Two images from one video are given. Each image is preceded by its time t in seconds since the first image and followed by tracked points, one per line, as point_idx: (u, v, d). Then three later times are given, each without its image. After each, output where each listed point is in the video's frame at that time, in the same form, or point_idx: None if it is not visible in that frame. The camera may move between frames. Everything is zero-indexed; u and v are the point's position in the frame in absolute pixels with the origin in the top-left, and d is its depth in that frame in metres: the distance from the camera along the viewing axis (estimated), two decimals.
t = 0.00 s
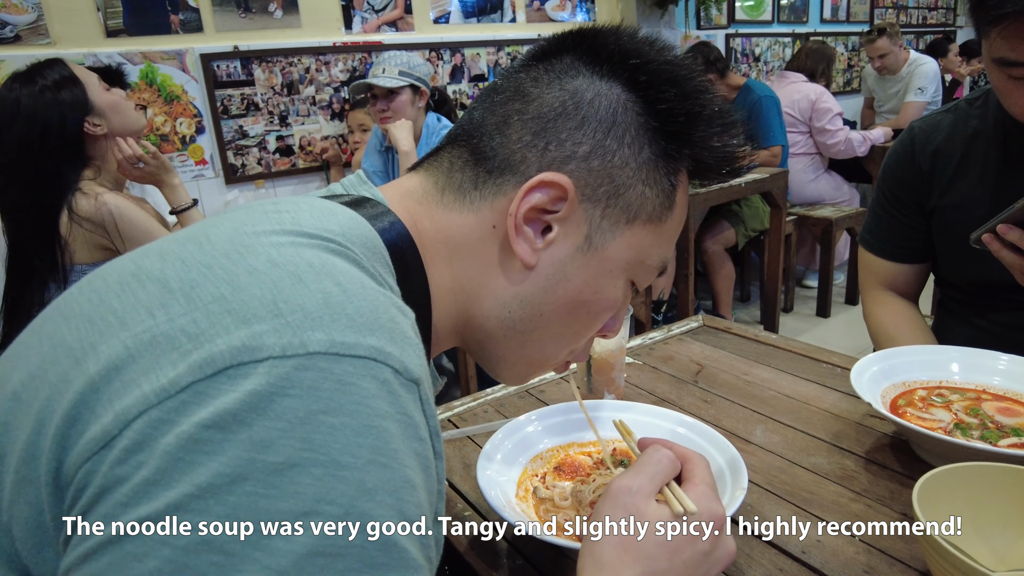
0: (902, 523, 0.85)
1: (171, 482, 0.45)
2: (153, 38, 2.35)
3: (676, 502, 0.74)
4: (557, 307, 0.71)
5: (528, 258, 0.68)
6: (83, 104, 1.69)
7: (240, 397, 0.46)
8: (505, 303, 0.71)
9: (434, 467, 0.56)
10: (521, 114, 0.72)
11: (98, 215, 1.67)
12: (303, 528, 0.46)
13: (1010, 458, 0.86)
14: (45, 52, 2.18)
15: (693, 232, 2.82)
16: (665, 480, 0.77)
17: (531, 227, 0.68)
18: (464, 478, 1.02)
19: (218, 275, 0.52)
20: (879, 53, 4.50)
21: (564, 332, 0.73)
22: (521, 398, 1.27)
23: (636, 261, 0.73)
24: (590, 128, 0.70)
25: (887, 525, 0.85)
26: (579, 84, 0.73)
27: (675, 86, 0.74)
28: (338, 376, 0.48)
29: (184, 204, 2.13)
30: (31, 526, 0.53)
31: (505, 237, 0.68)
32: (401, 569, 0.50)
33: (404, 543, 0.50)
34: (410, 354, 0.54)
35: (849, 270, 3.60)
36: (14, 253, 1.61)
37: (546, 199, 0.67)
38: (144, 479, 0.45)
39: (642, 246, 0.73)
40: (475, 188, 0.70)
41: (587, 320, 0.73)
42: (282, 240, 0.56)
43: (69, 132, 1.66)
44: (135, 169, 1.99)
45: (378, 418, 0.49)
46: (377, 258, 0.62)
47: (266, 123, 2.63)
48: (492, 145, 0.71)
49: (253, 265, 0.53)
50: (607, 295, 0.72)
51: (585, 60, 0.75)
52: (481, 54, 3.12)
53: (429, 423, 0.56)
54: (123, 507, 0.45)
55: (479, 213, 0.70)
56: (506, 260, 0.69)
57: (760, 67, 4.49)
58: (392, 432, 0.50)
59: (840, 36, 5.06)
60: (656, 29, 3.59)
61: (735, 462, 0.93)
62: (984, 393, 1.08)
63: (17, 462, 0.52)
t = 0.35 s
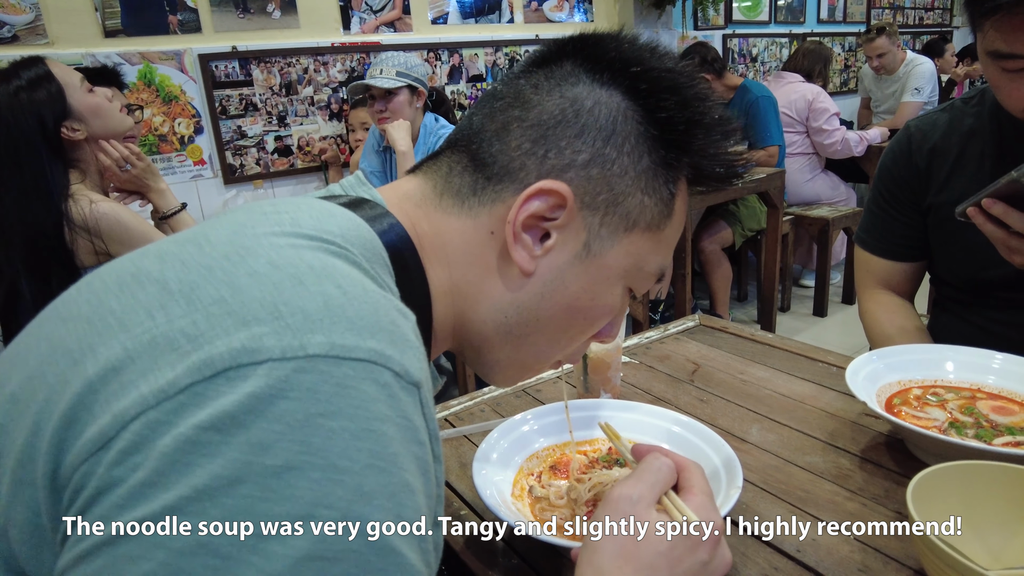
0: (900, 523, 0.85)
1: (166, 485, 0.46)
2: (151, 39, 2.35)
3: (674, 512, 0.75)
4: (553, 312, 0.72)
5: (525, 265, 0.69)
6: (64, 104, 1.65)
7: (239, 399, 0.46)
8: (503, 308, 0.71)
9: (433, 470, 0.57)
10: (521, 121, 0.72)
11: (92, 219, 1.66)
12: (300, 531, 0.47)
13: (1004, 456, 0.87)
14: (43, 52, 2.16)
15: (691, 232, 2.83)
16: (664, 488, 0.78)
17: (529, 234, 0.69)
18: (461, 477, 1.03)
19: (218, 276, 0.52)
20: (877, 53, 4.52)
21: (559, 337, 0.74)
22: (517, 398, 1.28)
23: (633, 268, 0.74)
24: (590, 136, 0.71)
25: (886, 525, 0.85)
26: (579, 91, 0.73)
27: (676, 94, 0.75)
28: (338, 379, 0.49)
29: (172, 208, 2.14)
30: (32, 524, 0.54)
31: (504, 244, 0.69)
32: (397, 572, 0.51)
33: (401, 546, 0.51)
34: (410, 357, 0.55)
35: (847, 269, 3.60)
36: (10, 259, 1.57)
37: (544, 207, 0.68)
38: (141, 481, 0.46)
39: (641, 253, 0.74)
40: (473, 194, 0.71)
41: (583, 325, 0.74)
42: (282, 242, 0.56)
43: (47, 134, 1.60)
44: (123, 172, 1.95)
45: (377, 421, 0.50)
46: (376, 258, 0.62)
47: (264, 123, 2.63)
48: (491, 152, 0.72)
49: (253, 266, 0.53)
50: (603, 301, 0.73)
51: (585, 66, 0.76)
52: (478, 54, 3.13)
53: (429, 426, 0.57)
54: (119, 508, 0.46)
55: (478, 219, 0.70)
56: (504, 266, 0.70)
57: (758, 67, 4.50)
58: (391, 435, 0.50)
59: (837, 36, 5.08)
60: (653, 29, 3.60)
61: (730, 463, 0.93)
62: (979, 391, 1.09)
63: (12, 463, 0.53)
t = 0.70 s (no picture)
0: (900, 523, 0.85)
1: (143, 492, 0.46)
2: (148, 38, 2.34)
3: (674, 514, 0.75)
4: (542, 296, 0.72)
5: (510, 247, 0.69)
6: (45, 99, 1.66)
7: (215, 404, 0.46)
8: (491, 294, 0.71)
9: (420, 468, 0.57)
10: (502, 100, 0.72)
11: (88, 220, 1.67)
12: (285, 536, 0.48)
13: (1002, 455, 0.87)
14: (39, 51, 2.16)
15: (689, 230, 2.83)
16: (671, 495, 0.77)
17: (513, 215, 0.69)
18: (457, 477, 1.03)
19: (195, 275, 0.52)
20: (877, 52, 4.51)
21: (551, 321, 0.74)
22: (515, 397, 1.28)
23: (623, 249, 0.73)
24: (571, 113, 0.70)
25: (886, 525, 0.85)
26: (560, 68, 0.73)
27: (660, 69, 0.74)
28: (317, 380, 0.49)
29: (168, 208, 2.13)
30: (26, 526, 0.54)
31: (487, 227, 0.69)
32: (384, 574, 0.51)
33: (387, 547, 0.51)
34: (394, 355, 0.54)
35: (845, 268, 3.60)
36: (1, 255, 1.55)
37: (527, 186, 0.68)
38: (117, 489, 0.46)
39: (630, 232, 0.73)
40: (455, 176, 0.71)
41: (575, 309, 0.74)
42: (260, 238, 0.55)
43: (27, 130, 1.61)
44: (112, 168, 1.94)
45: (358, 421, 0.50)
46: (358, 253, 0.62)
47: (261, 122, 2.63)
48: (472, 134, 0.71)
49: (231, 265, 0.52)
50: (594, 283, 0.73)
51: (566, 44, 0.76)
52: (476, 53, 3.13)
53: (415, 424, 0.57)
54: (94, 516, 0.46)
55: (460, 202, 0.70)
56: (489, 250, 0.70)
57: (755, 67, 4.50)
58: (374, 437, 0.50)
59: (836, 36, 5.08)
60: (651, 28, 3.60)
61: (731, 469, 0.91)
62: (977, 390, 1.09)
63: None
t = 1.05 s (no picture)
0: (900, 524, 0.84)
1: (134, 494, 0.44)
2: (143, 36, 2.32)
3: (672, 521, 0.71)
4: (537, 292, 0.70)
5: (504, 240, 0.67)
6: (48, 98, 1.66)
7: (209, 404, 0.45)
8: (485, 289, 0.69)
9: (418, 471, 0.55)
10: (496, 91, 0.71)
11: (80, 218, 1.69)
12: (277, 538, 0.45)
13: (1002, 454, 0.85)
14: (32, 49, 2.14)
15: (689, 229, 2.82)
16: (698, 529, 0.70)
17: (508, 208, 0.67)
18: (454, 478, 1.01)
19: (187, 275, 0.51)
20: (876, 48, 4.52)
21: (546, 318, 0.72)
22: (513, 398, 1.26)
23: (621, 243, 0.71)
24: (567, 104, 0.69)
25: (886, 525, 0.83)
26: (556, 58, 0.72)
27: (657, 60, 0.73)
28: (312, 380, 0.47)
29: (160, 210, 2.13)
30: (18, 525, 0.51)
31: (481, 219, 0.67)
32: None
33: (388, 552, 0.49)
34: (392, 356, 0.53)
35: (846, 268, 3.58)
36: None
37: (522, 177, 0.66)
38: (108, 491, 0.44)
39: (627, 227, 0.71)
40: (449, 170, 0.70)
41: (571, 306, 0.72)
42: (255, 235, 0.55)
43: (24, 124, 1.62)
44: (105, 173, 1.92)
45: (354, 422, 0.48)
46: (355, 248, 0.61)
47: (257, 120, 2.62)
48: (466, 126, 0.71)
49: (224, 264, 0.52)
50: (590, 280, 0.71)
51: (562, 34, 0.75)
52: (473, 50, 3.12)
53: (413, 425, 0.55)
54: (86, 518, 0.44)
55: (454, 196, 0.69)
56: (484, 243, 0.68)
57: (756, 65, 4.49)
58: (371, 438, 0.49)
59: (836, 34, 5.06)
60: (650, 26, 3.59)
61: (731, 472, 0.90)
62: (978, 390, 1.07)
63: None
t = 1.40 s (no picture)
0: (900, 523, 0.84)
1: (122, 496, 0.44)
2: (141, 35, 2.32)
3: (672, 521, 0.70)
4: (519, 254, 0.68)
5: (477, 196, 0.66)
6: (75, 98, 1.76)
7: (194, 399, 0.45)
8: (465, 256, 0.69)
9: (411, 457, 0.55)
10: (469, 55, 0.73)
11: (78, 216, 1.75)
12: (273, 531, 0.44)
13: (1003, 454, 0.85)
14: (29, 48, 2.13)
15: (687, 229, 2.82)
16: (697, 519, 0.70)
17: (481, 163, 0.67)
18: (453, 478, 1.01)
19: (169, 267, 0.51)
20: (876, 41, 4.51)
21: (533, 285, 0.69)
22: (512, 398, 1.26)
23: (604, 200, 0.70)
24: (538, 57, 0.70)
25: (886, 525, 0.83)
26: (527, 20, 0.74)
27: (631, 17, 0.73)
28: (298, 368, 0.47)
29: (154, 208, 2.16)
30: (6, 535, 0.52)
31: (456, 178, 0.68)
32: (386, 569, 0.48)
33: (384, 541, 0.49)
34: (379, 342, 0.52)
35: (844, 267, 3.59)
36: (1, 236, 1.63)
37: (493, 130, 0.67)
38: (96, 493, 0.44)
39: (609, 183, 0.70)
40: (426, 135, 0.71)
41: (558, 270, 0.69)
42: (236, 226, 0.54)
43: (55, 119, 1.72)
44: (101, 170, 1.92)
45: (344, 410, 0.48)
46: (342, 238, 0.61)
47: (255, 120, 2.61)
48: (441, 91, 0.72)
49: (204, 255, 0.51)
50: (575, 240, 0.69)
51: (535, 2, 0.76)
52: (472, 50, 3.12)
53: (404, 413, 0.55)
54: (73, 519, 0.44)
55: (430, 159, 0.70)
56: (460, 203, 0.68)
57: (754, 64, 4.49)
58: (362, 425, 0.48)
59: (834, 33, 5.06)
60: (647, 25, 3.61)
61: (732, 471, 0.90)
62: (977, 389, 1.07)
63: None
